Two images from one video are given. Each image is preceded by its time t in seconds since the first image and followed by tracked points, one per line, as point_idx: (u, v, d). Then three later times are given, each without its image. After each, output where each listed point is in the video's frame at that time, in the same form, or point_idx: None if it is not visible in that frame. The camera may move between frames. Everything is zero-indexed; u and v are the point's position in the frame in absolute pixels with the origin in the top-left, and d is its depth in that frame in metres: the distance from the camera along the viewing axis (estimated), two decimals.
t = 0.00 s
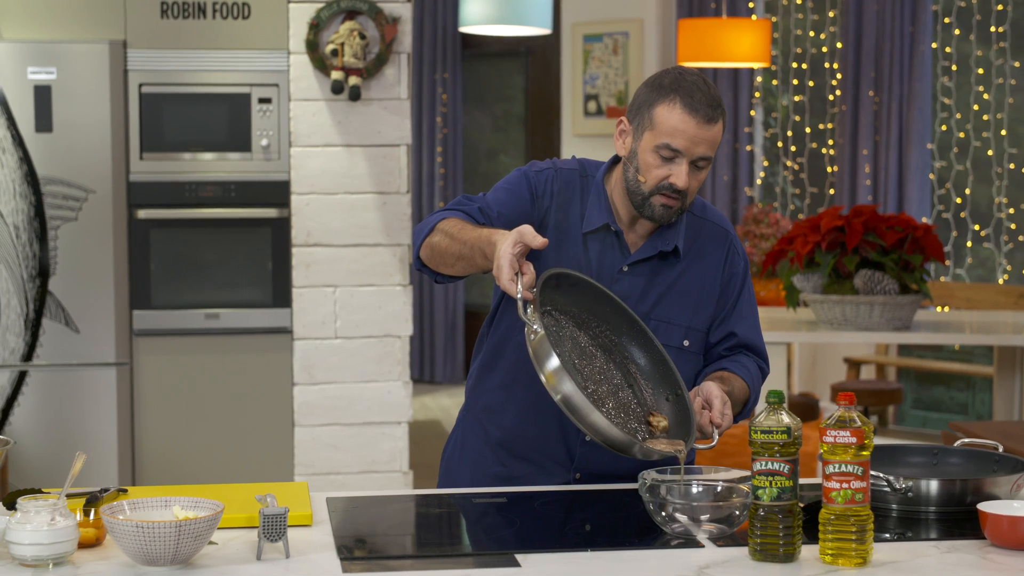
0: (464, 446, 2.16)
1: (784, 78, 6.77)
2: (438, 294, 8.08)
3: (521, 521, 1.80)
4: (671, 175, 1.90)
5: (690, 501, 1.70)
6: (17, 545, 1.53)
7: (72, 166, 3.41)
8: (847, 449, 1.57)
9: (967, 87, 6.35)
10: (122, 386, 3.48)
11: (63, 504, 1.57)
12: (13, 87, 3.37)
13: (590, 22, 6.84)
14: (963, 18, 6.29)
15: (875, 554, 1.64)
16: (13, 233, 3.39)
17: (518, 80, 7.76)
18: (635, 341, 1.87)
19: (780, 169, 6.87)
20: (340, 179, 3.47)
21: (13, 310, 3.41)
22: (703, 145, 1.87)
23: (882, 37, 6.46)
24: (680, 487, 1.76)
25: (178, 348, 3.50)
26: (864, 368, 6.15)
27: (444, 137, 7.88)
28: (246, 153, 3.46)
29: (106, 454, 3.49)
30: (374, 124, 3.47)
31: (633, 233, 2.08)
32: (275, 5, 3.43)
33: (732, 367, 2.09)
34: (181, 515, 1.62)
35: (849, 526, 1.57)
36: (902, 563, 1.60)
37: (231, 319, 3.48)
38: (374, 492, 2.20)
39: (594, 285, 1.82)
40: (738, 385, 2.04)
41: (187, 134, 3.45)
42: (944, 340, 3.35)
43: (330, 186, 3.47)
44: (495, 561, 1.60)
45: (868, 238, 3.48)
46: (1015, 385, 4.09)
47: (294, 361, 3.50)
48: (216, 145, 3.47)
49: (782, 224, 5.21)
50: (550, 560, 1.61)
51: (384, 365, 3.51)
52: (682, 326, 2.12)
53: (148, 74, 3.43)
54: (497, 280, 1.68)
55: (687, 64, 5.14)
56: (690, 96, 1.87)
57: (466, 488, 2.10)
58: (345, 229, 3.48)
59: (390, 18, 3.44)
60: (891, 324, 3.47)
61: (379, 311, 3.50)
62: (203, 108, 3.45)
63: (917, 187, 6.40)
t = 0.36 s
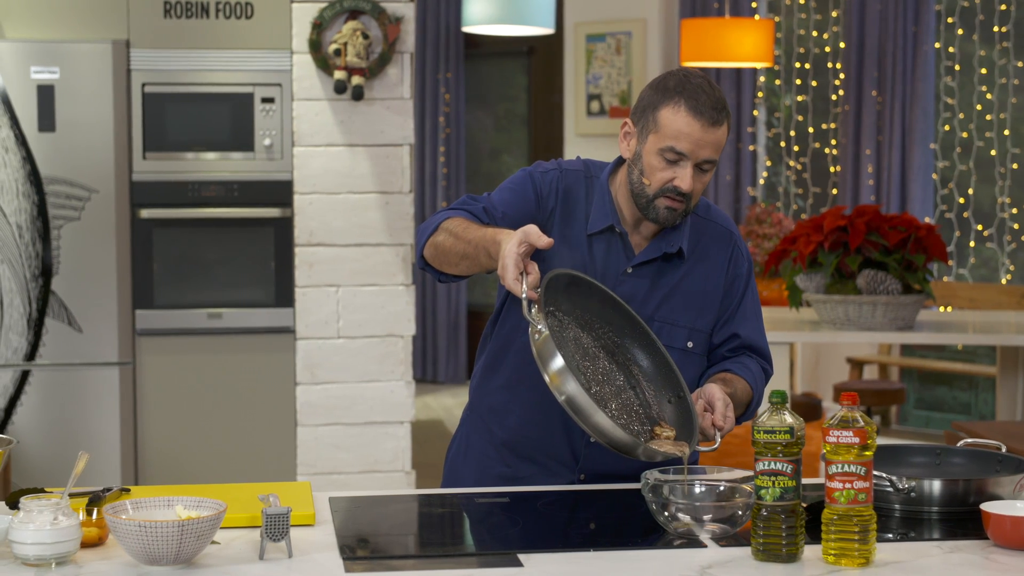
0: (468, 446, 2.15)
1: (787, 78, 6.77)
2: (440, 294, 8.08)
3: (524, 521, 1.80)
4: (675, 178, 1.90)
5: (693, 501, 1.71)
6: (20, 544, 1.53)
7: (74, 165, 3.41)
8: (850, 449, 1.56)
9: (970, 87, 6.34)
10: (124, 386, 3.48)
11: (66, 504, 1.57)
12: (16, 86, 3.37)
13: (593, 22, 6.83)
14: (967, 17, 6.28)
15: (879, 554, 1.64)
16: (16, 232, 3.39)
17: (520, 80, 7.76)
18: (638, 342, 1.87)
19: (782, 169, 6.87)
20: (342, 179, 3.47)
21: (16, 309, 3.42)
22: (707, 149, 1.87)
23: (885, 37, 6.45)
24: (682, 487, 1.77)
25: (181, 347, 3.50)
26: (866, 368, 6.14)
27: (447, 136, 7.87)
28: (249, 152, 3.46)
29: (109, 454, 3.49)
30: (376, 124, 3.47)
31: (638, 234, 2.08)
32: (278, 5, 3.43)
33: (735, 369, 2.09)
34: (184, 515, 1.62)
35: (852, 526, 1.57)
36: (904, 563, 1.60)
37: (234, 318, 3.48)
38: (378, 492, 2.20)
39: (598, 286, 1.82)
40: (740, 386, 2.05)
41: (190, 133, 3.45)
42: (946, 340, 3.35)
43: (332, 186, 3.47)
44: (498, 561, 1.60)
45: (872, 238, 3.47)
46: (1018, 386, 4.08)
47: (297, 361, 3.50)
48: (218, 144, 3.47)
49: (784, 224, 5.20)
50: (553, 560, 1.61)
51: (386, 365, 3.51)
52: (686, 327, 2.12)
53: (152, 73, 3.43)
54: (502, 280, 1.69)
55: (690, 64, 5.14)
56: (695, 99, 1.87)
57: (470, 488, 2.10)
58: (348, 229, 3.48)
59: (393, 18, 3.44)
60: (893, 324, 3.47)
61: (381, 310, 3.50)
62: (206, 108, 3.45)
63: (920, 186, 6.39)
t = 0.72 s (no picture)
0: (466, 446, 2.15)
1: (785, 78, 6.78)
2: (439, 294, 8.09)
3: (523, 522, 1.80)
4: (674, 180, 1.90)
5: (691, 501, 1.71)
6: (18, 545, 1.53)
7: (73, 166, 3.41)
8: (849, 449, 1.57)
9: (968, 87, 6.34)
10: (123, 386, 3.48)
11: (64, 504, 1.57)
12: (14, 87, 3.37)
13: (591, 22, 6.84)
14: (965, 18, 6.29)
15: (877, 554, 1.64)
16: (14, 233, 3.40)
17: (519, 80, 7.76)
18: (639, 342, 1.87)
19: (781, 170, 6.87)
20: (341, 179, 3.47)
21: (14, 310, 3.42)
22: (706, 151, 1.88)
23: (884, 37, 6.45)
24: (681, 487, 1.77)
25: (179, 348, 3.50)
26: (864, 369, 6.15)
27: (445, 137, 7.87)
28: (248, 153, 3.46)
29: (107, 455, 3.49)
30: (375, 124, 3.47)
31: (637, 235, 2.08)
32: (277, 6, 3.43)
33: (734, 370, 2.09)
34: (182, 515, 1.62)
35: (850, 526, 1.57)
36: (903, 563, 1.60)
37: (232, 319, 3.48)
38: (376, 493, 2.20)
39: (599, 285, 1.82)
40: (738, 388, 2.05)
41: (188, 134, 3.45)
42: (944, 341, 3.35)
43: (331, 186, 3.47)
44: (497, 561, 1.60)
45: (870, 239, 3.48)
46: (1016, 386, 4.09)
47: (295, 362, 3.50)
48: (217, 145, 3.46)
49: (783, 224, 5.20)
50: (551, 560, 1.61)
51: (385, 365, 3.51)
52: (685, 328, 2.12)
53: (150, 74, 3.43)
54: (507, 276, 1.69)
55: (688, 64, 5.14)
56: (695, 102, 1.87)
57: (469, 488, 2.10)
58: (346, 229, 3.48)
59: (392, 18, 3.44)
60: (892, 325, 3.47)
61: (380, 311, 3.50)
62: (204, 108, 3.45)
63: (918, 187, 6.39)
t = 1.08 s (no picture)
0: (467, 445, 2.15)
1: (786, 79, 6.78)
2: (440, 295, 8.09)
3: (525, 522, 1.80)
4: (675, 180, 1.90)
5: (693, 501, 1.71)
6: (20, 545, 1.53)
7: (76, 167, 3.41)
8: (850, 449, 1.56)
9: (969, 88, 6.34)
10: (124, 387, 3.48)
11: (66, 505, 1.58)
12: (16, 88, 3.37)
13: (592, 22, 6.84)
14: (966, 18, 6.28)
15: (878, 554, 1.64)
16: (15, 234, 3.40)
17: (520, 81, 7.76)
18: (640, 341, 1.87)
19: (782, 170, 6.87)
20: (342, 180, 3.47)
21: (16, 311, 3.42)
22: (707, 151, 1.88)
23: (884, 38, 6.45)
24: (682, 488, 1.76)
25: (181, 348, 3.50)
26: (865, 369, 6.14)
27: (446, 138, 7.86)
28: (249, 154, 3.46)
29: (108, 455, 3.49)
30: (376, 125, 3.47)
31: (638, 234, 2.08)
32: (278, 6, 3.44)
33: (735, 370, 2.09)
34: (184, 515, 1.63)
35: (851, 526, 1.57)
36: (904, 563, 1.60)
37: (234, 319, 3.48)
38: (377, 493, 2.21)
39: (601, 283, 1.82)
40: (739, 388, 2.04)
41: (189, 134, 3.46)
42: (945, 341, 3.35)
43: (332, 187, 3.47)
44: (498, 561, 1.60)
45: (871, 239, 3.47)
46: (1018, 386, 4.08)
47: (296, 362, 3.51)
48: (217, 145, 3.47)
49: (783, 225, 5.20)
50: (552, 560, 1.61)
51: (386, 366, 3.51)
52: (686, 328, 2.12)
53: (151, 74, 3.43)
54: (512, 270, 1.69)
55: (689, 64, 5.14)
56: (696, 102, 1.87)
57: (470, 487, 2.10)
58: (347, 230, 3.48)
59: (393, 19, 3.45)
60: (893, 325, 3.47)
61: (381, 311, 3.50)
62: (205, 109, 3.45)
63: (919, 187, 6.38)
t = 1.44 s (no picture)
0: (467, 447, 2.15)
1: (786, 81, 6.78)
2: (439, 297, 8.10)
3: (524, 525, 1.80)
4: (675, 183, 1.90)
5: (693, 503, 1.71)
6: (20, 548, 1.53)
7: (75, 170, 3.41)
8: (849, 452, 1.56)
9: (968, 90, 6.33)
10: (124, 390, 3.48)
11: (66, 508, 1.58)
12: (15, 91, 3.37)
13: (592, 25, 6.84)
14: (965, 20, 6.28)
15: (877, 556, 1.64)
16: (15, 237, 3.40)
17: (520, 84, 7.76)
18: (640, 343, 1.88)
19: (781, 172, 6.88)
20: (342, 182, 3.47)
21: (16, 314, 3.42)
22: (707, 154, 1.88)
23: (884, 40, 6.45)
24: (682, 490, 1.75)
25: (181, 351, 3.50)
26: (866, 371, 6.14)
27: (446, 140, 7.86)
28: (248, 156, 3.46)
29: (109, 458, 3.48)
30: (376, 127, 3.47)
31: (639, 236, 2.08)
32: (277, 9, 3.44)
33: (734, 373, 2.09)
34: (184, 518, 1.63)
35: (851, 529, 1.57)
36: (903, 565, 1.60)
37: (234, 322, 3.48)
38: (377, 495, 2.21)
39: (601, 285, 1.83)
40: (738, 391, 2.04)
41: (189, 137, 3.46)
42: (945, 343, 3.35)
43: (332, 189, 3.47)
44: (498, 564, 1.61)
45: (871, 241, 3.47)
46: (1017, 388, 4.08)
47: (297, 365, 3.51)
48: (217, 148, 3.47)
49: (782, 227, 5.20)
50: (552, 563, 1.61)
51: (386, 368, 3.51)
52: (686, 330, 2.12)
53: (150, 77, 3.44)
54: (514, 270, 1.70)
55: (689, 66, 5.14)
56: (696, 105, 1.87)
57: (471, 490, 2.10)
58: (348, 232, 3.49)
59: (392, 22, 3.45)
60: (893, 327, 3.47)
61: (381, 314, 3.50)
62: (205, 112, 3.46)
63: (919, 190, 6.39)
